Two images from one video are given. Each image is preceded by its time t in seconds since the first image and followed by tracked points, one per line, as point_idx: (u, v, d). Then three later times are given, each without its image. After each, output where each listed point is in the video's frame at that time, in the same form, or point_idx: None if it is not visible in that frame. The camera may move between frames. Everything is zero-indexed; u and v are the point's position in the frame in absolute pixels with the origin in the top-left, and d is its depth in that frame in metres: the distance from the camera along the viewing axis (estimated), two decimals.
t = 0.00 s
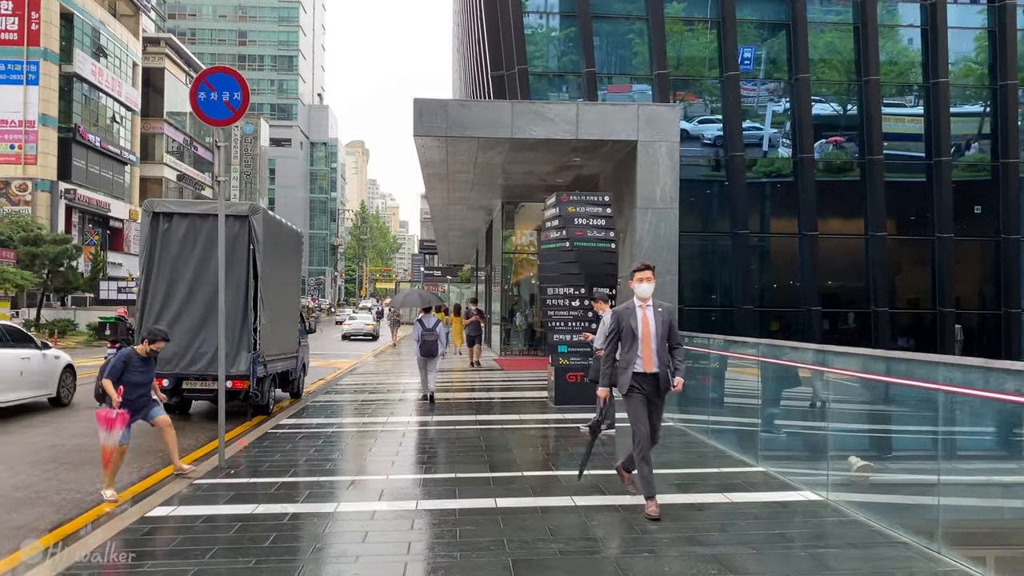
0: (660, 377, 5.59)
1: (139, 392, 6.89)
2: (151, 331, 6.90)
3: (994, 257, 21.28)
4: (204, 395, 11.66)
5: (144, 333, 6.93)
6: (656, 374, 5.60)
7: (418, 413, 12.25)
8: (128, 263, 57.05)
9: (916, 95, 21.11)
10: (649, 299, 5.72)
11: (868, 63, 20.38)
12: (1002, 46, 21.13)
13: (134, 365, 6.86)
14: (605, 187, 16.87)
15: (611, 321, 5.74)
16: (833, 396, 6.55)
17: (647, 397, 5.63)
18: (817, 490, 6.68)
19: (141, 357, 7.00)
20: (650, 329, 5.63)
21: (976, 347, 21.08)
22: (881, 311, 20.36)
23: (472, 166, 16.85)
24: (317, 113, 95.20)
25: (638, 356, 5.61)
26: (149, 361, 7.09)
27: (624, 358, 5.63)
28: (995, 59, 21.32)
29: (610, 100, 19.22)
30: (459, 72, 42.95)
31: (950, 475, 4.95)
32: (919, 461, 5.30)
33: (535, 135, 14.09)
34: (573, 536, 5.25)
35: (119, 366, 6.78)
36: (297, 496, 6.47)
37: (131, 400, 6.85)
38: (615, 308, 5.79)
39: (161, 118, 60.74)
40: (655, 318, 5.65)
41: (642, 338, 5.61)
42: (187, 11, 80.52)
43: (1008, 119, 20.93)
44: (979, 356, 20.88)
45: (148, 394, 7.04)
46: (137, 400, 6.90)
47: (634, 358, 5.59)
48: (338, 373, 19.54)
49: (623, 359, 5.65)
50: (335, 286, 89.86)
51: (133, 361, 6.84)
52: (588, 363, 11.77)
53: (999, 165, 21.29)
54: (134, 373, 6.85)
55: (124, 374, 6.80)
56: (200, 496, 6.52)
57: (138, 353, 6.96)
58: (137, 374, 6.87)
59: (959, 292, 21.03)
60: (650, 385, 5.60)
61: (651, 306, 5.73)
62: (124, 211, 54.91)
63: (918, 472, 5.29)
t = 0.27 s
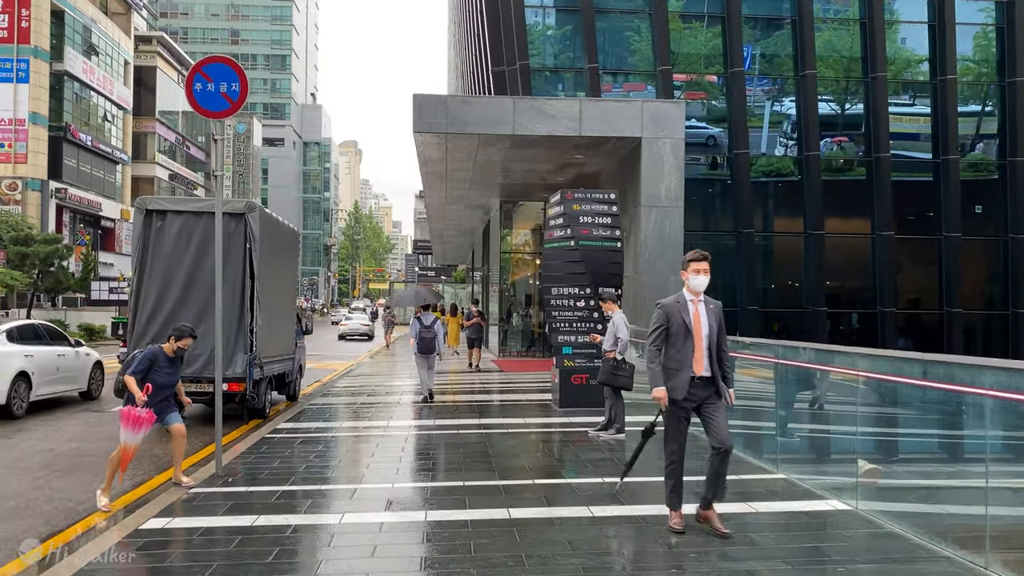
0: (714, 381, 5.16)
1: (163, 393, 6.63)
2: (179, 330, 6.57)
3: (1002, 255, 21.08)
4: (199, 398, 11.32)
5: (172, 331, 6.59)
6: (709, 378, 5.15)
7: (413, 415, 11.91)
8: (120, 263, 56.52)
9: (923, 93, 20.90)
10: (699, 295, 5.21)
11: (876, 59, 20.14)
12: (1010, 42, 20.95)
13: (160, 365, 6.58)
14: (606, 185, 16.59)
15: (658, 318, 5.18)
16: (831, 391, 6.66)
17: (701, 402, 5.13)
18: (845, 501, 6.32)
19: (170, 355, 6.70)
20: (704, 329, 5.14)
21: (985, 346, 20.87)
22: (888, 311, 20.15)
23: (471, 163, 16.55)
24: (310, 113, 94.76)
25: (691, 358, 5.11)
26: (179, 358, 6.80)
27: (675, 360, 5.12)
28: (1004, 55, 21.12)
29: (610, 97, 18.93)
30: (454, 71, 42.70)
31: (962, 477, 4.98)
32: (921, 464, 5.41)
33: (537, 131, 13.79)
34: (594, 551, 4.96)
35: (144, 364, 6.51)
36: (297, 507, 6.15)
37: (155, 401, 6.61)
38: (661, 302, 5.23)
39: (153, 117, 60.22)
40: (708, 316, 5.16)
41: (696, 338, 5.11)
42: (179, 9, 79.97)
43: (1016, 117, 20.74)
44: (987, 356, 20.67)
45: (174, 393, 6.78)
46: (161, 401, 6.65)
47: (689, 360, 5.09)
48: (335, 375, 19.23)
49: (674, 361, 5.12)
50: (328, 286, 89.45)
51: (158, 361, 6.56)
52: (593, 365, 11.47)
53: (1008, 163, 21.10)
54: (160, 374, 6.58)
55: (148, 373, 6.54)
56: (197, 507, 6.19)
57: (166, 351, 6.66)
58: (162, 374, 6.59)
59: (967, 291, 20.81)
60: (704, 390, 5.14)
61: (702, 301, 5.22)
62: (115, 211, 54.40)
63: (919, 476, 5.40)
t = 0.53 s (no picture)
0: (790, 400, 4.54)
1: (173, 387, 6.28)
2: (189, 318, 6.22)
3: (1010, 254, 20.85)
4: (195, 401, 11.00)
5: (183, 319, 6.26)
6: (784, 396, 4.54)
7: (413, 418, 11.55)
8: (114, 263, 56.10)
9: (931, 90, 20.66)
10: (771, 300, 4.67)
11: (884, 55, 19.89)
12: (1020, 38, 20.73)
13: (169, 356, 6.25)
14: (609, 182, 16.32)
15: (725, 324, 4.60)
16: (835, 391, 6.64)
17: (770, 425, 4.52)
18: (874, 509, 6.00)
19: (183, 346, 6.38)
20: (777, 337, 4.57)
21: (994, 347, 20.61)
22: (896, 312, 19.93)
23: (472, 161, 16.26)
24: (305, 113, 94.49)
25: (764, 372, 4.51)
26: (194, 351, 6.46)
27: (746, 371, 4.52)
28: (1013, 52, 20.93)
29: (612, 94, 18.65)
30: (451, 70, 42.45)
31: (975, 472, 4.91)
32: (933, 464, 5.34)
33: (540, 128, 13.50)
34: (614, 566, 4.66)
35: (152, 356, 6.20)
36: (296, 518, 5.82)
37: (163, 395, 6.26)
38: (729, 305, 4.65)
39: (147, 116, 59.82)
40: (782, 322, 4.61)
41: (770, 347, 4.54)
42: (173, 8, 79.56)
43: None
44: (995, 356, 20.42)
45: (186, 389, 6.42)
46: (171, 395, 6.30)
47: (764, 371, 4.49)
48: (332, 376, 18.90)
49: (743, 373, 4.53)
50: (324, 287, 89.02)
51: (167, 351, 6.23)
52: (599, 367, 11.19)
53: (1017, 160, 20.88)
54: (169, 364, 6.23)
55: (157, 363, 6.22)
56: (192, 517, 5.87)
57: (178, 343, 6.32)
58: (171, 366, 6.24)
59: (976, 291, 20.57)
60: (778, 409, 4.52)
61: (774, 306, 4.67)
62: (109, 210, 54.00)
63: (931, 476, 5.34)
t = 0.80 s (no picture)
0: (877, 410, 3.86)
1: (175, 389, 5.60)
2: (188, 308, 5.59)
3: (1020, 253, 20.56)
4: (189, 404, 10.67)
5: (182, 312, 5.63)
6: (871, 405, 3.87)
7: (415, 421, 11.22)
8: (108, 263, 55.65)
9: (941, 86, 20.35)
10: (856, 290, 3.92)
11: (895, 50, 19.58)
12: None
13: (169, 353, 5.61)
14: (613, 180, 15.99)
15: (802, 320, 3.90)
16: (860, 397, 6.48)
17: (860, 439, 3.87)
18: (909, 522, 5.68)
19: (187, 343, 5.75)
20: (865, 333, 3.87)
21: (1004, 347, 20.31)
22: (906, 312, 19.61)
23: (473, 158, 15.92)
24: (302, 112, 94.08)
25: (852, 376, 3.84)
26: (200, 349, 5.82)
27: (827, 377, 3.86)
28: None
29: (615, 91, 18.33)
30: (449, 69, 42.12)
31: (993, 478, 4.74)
32: (949, 470, 5.18)
33: (544, 124, 13.17)
34: None
35: (151, 354, 5.56)
36: (296, 532, 5.47)
37: (164, 398, 5.58)
38: (804, 300, 3.93)
39: (142, 115, 59.40)
40: (870, 316, 3.90)
41: (857, 345, 3.84)
42: (169, 7, 79.12)
43: None
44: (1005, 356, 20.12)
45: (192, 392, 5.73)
46: (173, 399, 5.62)
47: (848, 375, 3.82)
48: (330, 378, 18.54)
49: (826, 378, 3.86)
50: (320, 287, 88.61)
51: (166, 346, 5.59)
52: (606, 369, 10.88)
53: None
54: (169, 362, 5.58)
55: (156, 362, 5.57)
56: (185, 530, 5.53)
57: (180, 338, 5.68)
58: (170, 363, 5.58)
59: (986, 290, 20.27)
60: (861, 419, 3.86)
61: (859, 298, 3.93)
62: (103, 210, 53.57)
63: (946, 482, 5.18)
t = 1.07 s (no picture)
0: (1010, 437, 3.29)
1: (185, 388, 5.12)
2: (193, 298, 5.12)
3: None
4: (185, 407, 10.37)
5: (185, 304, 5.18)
6: (1002, 431, 3.29)
7: (419, 424, 10.91)
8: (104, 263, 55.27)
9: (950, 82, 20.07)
10: (975, 294, 3.35)
11: (907, 45, 19.29)
12: None
13: (176, 349, 5.14)
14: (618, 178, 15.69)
15: (915, 333, 3.34)
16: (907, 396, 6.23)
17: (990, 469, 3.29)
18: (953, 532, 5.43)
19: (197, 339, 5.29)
20: (993, 345, 3.29)
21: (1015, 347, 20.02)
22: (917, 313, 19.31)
23: (476, 155, 15.62)
24: (299, 112, 93.74)
25: (980, 398, 3.26)
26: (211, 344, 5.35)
27: (951, 399, 3.29)
28: None
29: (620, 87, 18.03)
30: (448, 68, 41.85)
31: (1012, 485, 4.53)
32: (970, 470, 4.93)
33: (549, 119, 12.87)
34: None
35: (157, 352, 5.12)
36: (302, 545, 5.12)
37: (173, 398, 5.11)
38: (916, 307, 3.37)
39: (139, 114, 59.05)
40: (995, 321, 3.33)
41: (985, 359, 3.27)
42: (166, 6, 78.77)
43: None
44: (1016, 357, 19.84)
45: (204, 391, 5.25)
46: (184, 399, 5.13)
47: (976, 395, 3.25)
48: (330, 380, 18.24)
49: (950, 400, 3.29)
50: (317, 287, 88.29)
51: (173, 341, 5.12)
52: (616, 370, 10.58)
53: None
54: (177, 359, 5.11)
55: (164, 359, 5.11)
56: (182, 542, 5.22)
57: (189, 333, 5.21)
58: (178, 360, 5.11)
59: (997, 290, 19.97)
60: (996, 448, 3.28)
61: (980, 301, 3.36)
62: (100, 209, 53.20)
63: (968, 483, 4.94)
